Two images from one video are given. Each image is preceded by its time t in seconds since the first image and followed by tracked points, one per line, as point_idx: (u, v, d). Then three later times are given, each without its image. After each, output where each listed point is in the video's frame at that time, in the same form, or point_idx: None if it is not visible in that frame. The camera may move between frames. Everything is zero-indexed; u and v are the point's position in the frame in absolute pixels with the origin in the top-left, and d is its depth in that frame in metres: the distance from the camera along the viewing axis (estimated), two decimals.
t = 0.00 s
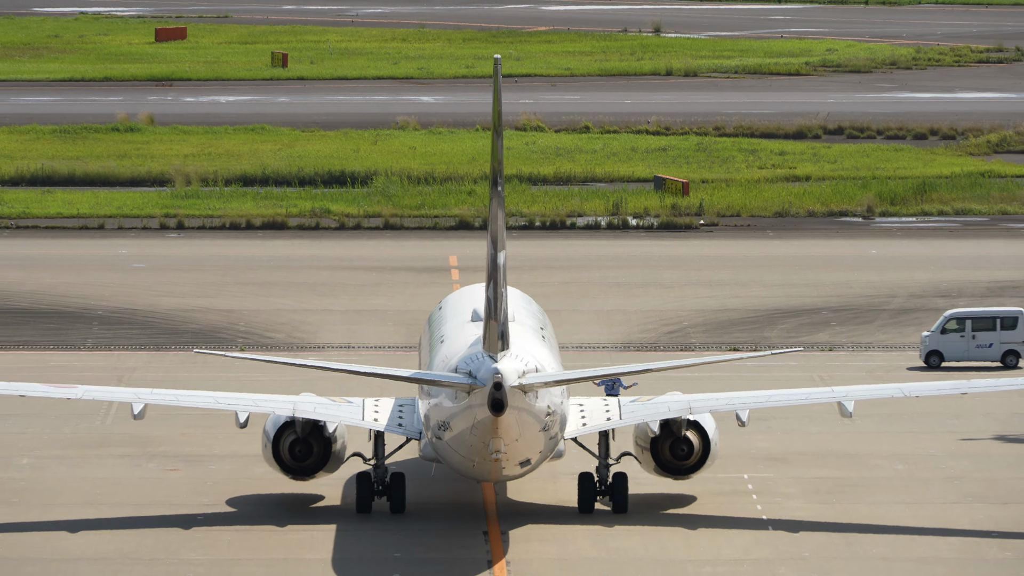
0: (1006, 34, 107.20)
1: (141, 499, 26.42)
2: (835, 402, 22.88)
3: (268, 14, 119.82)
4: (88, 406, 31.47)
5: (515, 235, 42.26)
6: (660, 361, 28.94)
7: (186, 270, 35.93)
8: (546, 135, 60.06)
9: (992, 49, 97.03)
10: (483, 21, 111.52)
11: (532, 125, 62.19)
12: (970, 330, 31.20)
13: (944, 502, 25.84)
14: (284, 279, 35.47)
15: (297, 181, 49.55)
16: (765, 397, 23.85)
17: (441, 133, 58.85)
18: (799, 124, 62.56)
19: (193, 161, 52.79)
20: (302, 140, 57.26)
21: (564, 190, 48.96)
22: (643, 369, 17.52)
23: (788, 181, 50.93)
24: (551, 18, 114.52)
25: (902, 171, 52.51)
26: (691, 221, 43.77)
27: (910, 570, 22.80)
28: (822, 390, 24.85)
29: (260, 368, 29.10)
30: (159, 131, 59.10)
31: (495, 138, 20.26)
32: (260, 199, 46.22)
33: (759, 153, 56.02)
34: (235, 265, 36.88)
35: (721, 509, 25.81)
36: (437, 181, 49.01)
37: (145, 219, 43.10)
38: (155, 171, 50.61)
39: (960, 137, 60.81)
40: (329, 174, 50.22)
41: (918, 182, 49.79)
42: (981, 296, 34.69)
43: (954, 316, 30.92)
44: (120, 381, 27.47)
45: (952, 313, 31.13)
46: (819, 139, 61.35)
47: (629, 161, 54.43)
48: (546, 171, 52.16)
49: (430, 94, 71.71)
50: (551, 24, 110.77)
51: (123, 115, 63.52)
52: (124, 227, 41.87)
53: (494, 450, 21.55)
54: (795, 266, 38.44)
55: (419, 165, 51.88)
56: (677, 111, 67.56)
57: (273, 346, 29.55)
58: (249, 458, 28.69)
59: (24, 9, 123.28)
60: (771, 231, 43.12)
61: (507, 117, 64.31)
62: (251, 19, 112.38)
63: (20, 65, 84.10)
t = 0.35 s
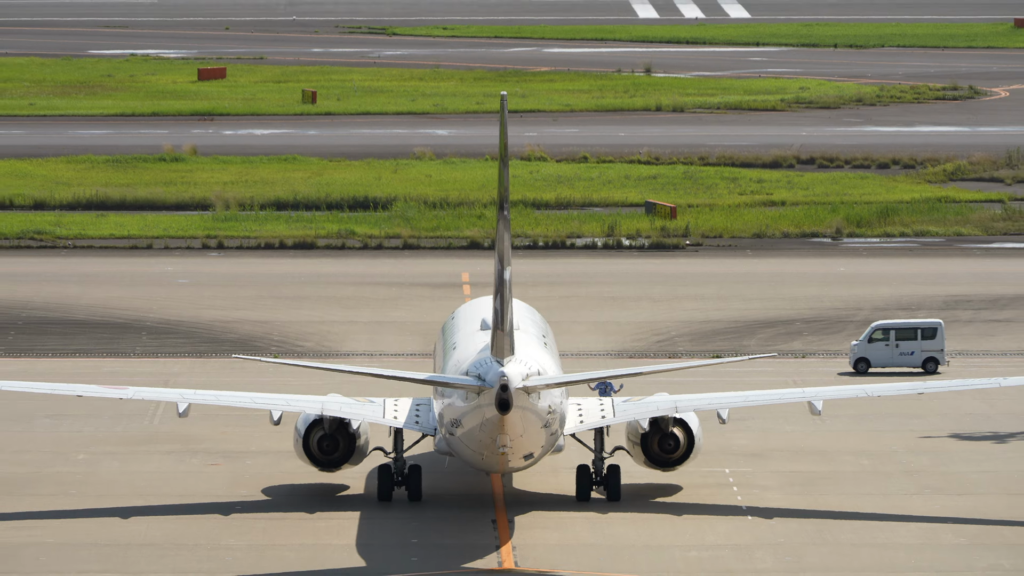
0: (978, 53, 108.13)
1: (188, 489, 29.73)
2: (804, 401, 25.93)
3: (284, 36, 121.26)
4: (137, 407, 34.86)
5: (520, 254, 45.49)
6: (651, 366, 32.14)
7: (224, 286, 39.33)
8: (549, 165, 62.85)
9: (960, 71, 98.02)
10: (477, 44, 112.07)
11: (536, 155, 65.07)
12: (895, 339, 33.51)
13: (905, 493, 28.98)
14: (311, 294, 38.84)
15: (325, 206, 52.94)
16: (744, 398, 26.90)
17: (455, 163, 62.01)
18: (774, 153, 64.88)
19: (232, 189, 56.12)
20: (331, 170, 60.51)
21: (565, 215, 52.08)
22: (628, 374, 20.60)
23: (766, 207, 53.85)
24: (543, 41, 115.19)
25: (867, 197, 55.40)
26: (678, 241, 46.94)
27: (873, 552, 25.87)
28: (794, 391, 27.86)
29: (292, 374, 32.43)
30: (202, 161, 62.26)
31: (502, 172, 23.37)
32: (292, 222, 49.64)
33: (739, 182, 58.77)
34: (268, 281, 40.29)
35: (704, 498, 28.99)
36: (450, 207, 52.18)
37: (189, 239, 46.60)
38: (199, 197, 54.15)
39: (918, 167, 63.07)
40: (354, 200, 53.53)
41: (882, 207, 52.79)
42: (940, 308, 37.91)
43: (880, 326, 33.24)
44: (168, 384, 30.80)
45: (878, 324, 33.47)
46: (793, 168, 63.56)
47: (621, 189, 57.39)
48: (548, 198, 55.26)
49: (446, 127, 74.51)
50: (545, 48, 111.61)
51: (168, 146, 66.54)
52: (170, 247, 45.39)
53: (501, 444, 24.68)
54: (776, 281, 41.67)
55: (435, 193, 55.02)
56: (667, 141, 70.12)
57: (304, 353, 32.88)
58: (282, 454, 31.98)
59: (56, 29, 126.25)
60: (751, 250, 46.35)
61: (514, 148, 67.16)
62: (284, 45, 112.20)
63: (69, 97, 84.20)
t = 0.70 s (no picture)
0: (940, 89, 110.51)
1: (227, 483, 33.42)
2: (773, 403, 29.33)
3: (304, 67, 124.47)
4: (178, 411, 38.72)
5: (521, 273, 49.31)
6: (641, 372, 35.82)
7: (258, 302, 43.20)
8: (549, 194, 66.52)
9: (918, 107, 100.55)
10: (479, 82, 114.70)
11: (536, 185, 68.74)
12: (825, 350, 37.05)
13: (868, 487, 32.50)
14: (334, 309, 42.71)
15: (348, 230, 56.82)
16: (722, 401, 30.37)
17: (464, 192, 65.82)
18: (749, 183, 68.07)
19: (265, 215, 60.01)
20: (353, 198, 64.38)
21: (562, 238, 55.82)
22: (616, 380, 24.08)
23: (743, 231, 57.51)
24: (536, 77, 117.86)
25: (833, 223, 58.85)
26: (664, 262, 50.69)
27: (836, 538, 29.37)
28: (767, 394, 31.22)
29: (318, 380, 36.18)
30: (238, 191, 66.07)
31: (506, 203, 26.70)
32: (318, 244, 53.60)
33: (719, 209, 62.32)
34: (297, 297, 44.20)
35: (686, 491, 32.60)
36: (459, 231, 56.01)
37: (225, 260, 50.57)
38: (236, 222, 58.21)
39: (879, 196, 66.26)
40: (373, 225, 57.41)
41: (846, 231, 56.41)
42: (899, 321, 41.64)
43: (812, 338, 36.75)
44: (208, 388, 34.58)
45: (810, 335, 36.98)
46: (767, 197, 66.71)
47: (613, 215, 60.99)
48: (548, 223, 59.00)
49: (456, 159, 78.18)
50: (541, 83, 114.39)
51: (209, 177, 70.40)
52: (210, 267, 49.42)
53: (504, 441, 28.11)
54: (756, 297, 45.41)
55: (446, 219, 58.80)
56: (656, 172, 73.51)
57: (330, 361, 36.72)
58: (309, 452, 35.74)
59: (98, 59, 130.68)
60: (730, 270, 50.01)
61: (515, 178, 70.79)
62: (313, 81, 114.52)
63: (118, 133, 86.79)
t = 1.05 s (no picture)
0: (910, 117, 113.67)
1: (255, 478, 36.49)
2: (754, 404, 32.10)
3: (322, 97, 128.10)
4: (207, 413, 41.91)
5: (522, 285, 52.57)
6: (634, 377, 38.92)
7: (283, 313, 46.68)
8: (549, 214, 69.61)
9: (887, 134, 103.78)
10: (484, 111, 118.01)
11: (537, 206, 71.85)
12: (771, 356, 40.60)
13: (842, 482, 35.43)
14: (352, 319, 46.05)
15: (364, 246, 60.12)
16: (707, 403, 33.30)
17: (471, 212, 68.94)
18: (731, 205, 71.03)
19: (288, 233, 63.30)
20: (370, 217, 67.62)
21: (561, 254, 58.98)
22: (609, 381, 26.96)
23: (726, 247, 60.66)
24: (538, 106, 121.16)
25: (809, 241, 61.81)
26: (654, 276, 53.88)
27: (812, 529, 32.18)
28: (750, 395, 33.93)
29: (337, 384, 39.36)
30: (264, 211, 69.37)
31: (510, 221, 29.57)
32: (337, 260, 56.92)
33: (705, 227, 65.40)
34: (316, 308, 47.60)
35: (674, 484, 35.63)
36: (465, 248, 59.25)
37: (252, 274, 53.97)
38: (261, 239, 61.66)
39: (852, 216, 69.16)
40: (388, 242, 60.66)
41: (821, 247, 59.53)
42: (868, 331, 45.04)
43: (759, 346, 40.21)
44: (237, 391, 37.78)
45: (757, 343, 40.42)
46: (748, 217, 69.55)
47: (608, 233, 64.10)
48: (548, 240, 62.15)
49: (464, 182, 81.36)
50: (543, 112, 117.72)
51: (237, 198, 73.81)
52: (237, 280, 52.88)
53: (508, 438, 30.97)
54: (742, 309, 48.64)
55: (454, 236, 62.01)
56: (649, 194, 76.46)
57: (348, 366, 40.05)
58: (328, 450, 38.89)
59: (129, 88, 134.99)
60: (715, 283, 53.21)
61: (517, 200, 73.77)
62: (331, 111, 118.10)
63: (154, 157, 90.30)
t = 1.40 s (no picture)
0: (887, 137, 116.55)
1: (275, 474, 39.15)
2: (737, 404, 34.47)
3: (337, 119, 131.42)
4: (230, 413, 44.76)
5: (524, 294, 55.47)
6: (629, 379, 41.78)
7: (301, 319, 50.33)
8: (548, 228, 72.48)
9: (862, 154, 106.57)
10: (488, 132, 121.14)
11: (537, 220, 74.76)
12: (724, 360, 43.51)
13: (822, 478, 37.90)
14: (366, 326, 49.26)
15: (376, 258, 63.06)
16: (694, 403, 36.00)
17: (477, 227, 71.78)
18: (719, 220, 73.96)
19: (307, 245, 66.33)
20: (382, 231, 70.51)
21: (560, 266, 61.88)
22: (602, 383, 29.60)
23: (714, 259, 63.52)
24: (540, 127, 124.17)
25: (790, 253, 64.61)
26: (647, 285, 56.79)
27: (794, 521, 34.20)
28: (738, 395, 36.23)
29: (351, 388, 42.34)
30: (283, 225, 72.43)
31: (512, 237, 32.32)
32: (352, 270, 59.94)
33: (694, 241, 68.27)
34: (331, 316, 50.91)
35: (664, 478, 38.30)
36: (470, 259, 62.16)
37: (272, 284, 57.21)
38: (281, 251, 64.70)
39: (830, 230, 71.96)
40: (398, 254, 63.58)
41: (801, 259, 62.47)
42: (847, 336, 48.72)
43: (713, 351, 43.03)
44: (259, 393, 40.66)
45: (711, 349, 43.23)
46: (735, 231, 72.36)
47: (603, 246, 67.01)
48: (548, 252, 65.05)
49: (469, 199, 84.21)
50: (544, 133, 120.77)
51: (258, 213, 76.90)
52: (258, 290, 56.21)
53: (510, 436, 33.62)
54: (730, 316, 51.63)
55: (460, 248, 64.92)
56: (643, 209, 79.33)
57: (360, 369, 43.27)
58: (343, 448, 41.68)
59: (152, 110, 138.72)
60: (703, 292, 56.13)
61: (519, 216, 76.66)
62: (345, 131, 121.31)
63: (180, 175, 93.52)
